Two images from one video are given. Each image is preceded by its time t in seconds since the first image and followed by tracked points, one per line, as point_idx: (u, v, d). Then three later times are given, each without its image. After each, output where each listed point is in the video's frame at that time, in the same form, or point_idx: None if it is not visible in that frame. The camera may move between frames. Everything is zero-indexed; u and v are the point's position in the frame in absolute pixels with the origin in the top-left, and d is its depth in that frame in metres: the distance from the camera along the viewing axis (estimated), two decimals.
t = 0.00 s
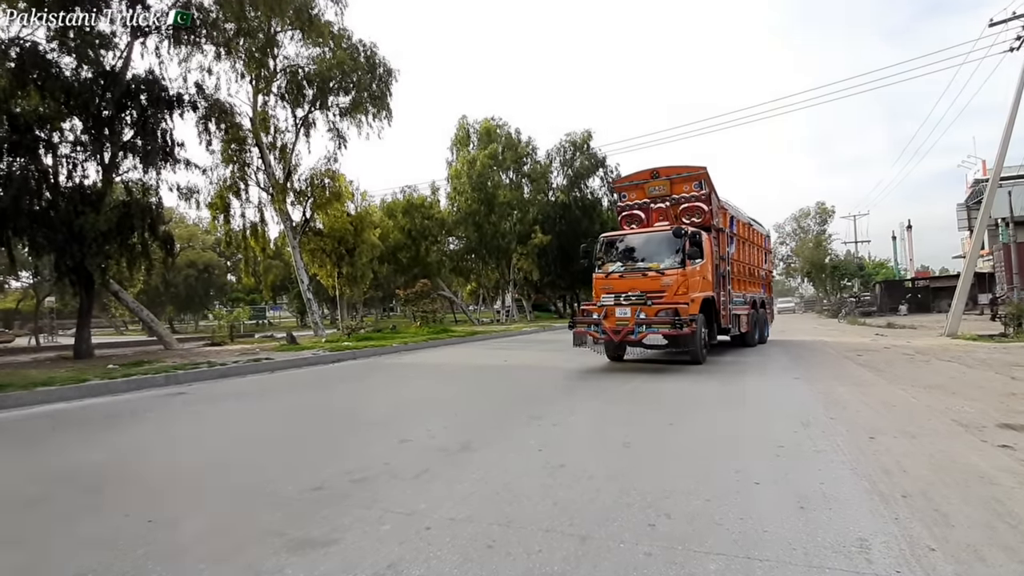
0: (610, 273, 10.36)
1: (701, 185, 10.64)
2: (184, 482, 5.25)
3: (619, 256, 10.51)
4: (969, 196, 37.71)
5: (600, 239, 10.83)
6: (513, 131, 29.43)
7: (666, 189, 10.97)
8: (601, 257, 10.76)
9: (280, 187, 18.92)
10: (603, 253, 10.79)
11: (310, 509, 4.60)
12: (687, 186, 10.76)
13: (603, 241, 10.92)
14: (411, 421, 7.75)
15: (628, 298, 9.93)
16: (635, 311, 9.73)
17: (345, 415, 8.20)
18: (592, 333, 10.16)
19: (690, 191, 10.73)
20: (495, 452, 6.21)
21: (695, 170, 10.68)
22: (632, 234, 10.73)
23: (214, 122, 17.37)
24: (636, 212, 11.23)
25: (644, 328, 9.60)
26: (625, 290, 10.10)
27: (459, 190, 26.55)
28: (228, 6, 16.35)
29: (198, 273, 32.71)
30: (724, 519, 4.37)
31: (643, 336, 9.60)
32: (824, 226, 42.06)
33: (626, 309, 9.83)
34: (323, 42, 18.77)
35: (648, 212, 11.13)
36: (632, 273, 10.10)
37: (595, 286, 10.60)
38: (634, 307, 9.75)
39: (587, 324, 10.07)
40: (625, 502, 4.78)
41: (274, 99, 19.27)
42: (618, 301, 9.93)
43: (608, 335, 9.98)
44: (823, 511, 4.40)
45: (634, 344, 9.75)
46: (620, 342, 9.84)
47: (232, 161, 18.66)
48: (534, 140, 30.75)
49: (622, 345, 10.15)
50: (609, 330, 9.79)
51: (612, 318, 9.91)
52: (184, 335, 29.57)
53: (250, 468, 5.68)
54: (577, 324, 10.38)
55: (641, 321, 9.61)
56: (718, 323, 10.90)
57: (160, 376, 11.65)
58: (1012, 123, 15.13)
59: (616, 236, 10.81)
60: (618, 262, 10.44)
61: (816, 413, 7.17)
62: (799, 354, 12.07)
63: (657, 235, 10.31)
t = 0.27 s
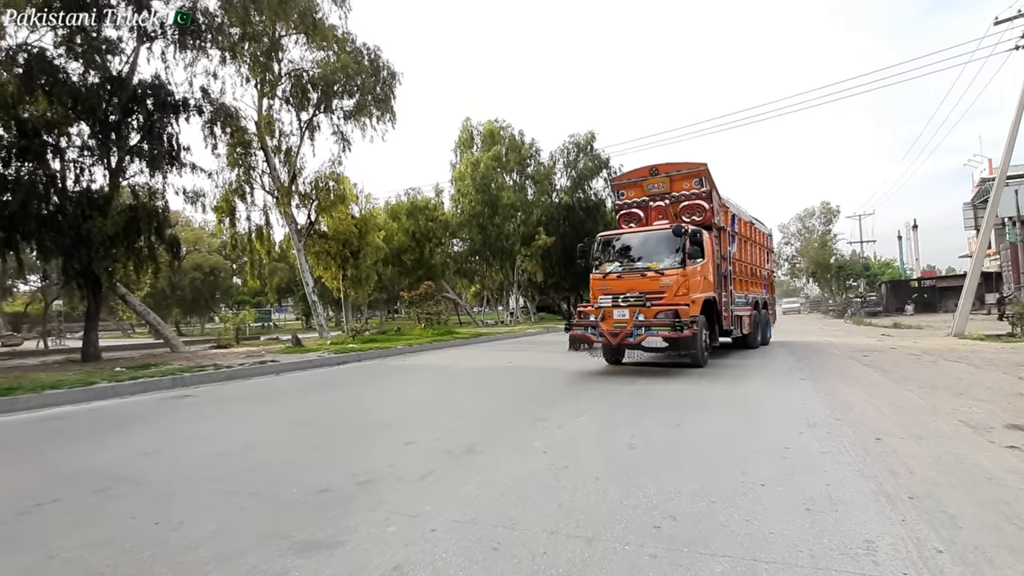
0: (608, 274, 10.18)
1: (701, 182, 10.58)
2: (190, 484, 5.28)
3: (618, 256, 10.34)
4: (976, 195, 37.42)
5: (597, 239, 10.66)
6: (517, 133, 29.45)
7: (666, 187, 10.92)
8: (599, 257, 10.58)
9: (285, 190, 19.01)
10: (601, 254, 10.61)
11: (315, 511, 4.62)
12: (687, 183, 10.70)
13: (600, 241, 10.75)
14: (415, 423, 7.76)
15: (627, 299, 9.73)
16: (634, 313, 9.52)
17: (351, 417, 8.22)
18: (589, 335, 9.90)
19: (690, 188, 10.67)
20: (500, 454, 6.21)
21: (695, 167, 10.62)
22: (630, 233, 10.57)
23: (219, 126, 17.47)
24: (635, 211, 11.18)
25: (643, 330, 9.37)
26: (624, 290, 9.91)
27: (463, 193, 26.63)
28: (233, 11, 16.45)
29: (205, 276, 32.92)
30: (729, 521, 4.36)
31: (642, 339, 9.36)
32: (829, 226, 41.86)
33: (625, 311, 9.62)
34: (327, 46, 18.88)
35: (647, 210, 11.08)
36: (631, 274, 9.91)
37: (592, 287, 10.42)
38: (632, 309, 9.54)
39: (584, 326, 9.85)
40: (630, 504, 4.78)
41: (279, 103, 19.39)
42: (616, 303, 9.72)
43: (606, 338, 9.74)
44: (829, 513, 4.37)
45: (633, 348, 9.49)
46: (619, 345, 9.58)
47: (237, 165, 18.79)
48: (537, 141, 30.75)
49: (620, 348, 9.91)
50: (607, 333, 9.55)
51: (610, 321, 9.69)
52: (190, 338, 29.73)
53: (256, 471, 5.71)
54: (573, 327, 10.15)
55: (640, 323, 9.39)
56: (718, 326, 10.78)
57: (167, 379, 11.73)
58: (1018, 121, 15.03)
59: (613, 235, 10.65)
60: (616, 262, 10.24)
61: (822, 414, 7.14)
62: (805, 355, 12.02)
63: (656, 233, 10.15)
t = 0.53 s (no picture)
0: (606, 274, 9.93)
1: (702, 179, 10.47)
2: (198, 485, 5.33)
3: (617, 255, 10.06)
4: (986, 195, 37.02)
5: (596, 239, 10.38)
6: (522, 134, 29.48)
7: (666, 184, 10.80)
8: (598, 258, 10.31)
9: (292, 193, 19.14)
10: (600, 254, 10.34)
11: (322, 513, 4.64)
12: (688, 181, 10.60)
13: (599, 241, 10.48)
14: (421, 424, 7.78)
15: (626, 300, 9.54)
16: (633, 314, 9.37)
17: (357, 418, 8.25)
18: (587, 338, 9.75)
19: (691, 186, 10.58)
20: (505, 456, 6.22)
21: (695, 164, 10.52)
22: (629, 232, 10.33)
23: (227, 129, 17.62)
24: (634, 209, 11.03)
25: (642, 333, 9.18)
26: (622, 291, 9.68)
27: (468, 194, 26.72)
28: (241, 15, 16.58)
29: (213, 278, 33.18)
30: (736, 523, 4.34)
31: (642, 342, 9.17)
32: (836, 226, 41.58)
33: (623, 313, 9.45)
34: (333, 49, 19.01)
35: (647, 208, 10.94)
36: (630, 274, 9.66)
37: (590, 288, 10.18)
38: (631, 310, 9.37)
39: (582, 329, 9.67)
40: (636, 506, 4.77)
41: (286, 106, 19.54)
42: (615, 304, 9.54)
43: (604, 340, 9.56)
44: (836, 516, 4.35)
45: (632, 351, 9.30)
46: (617, 348, 9.40)
47: (245, 168, 18.96)
48: (542, 143, 30.74)
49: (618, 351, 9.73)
50: (605, 336, 9.37)
51: (609, 323, 9.52)
52: (198, 339, 29.96)
53: (263, 472, 5.75)
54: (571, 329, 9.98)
55: (639, 325, 9.21)
56: (721, 327, 10.58)
57: (176, 381, 11.83)
58: None
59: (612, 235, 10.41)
60: (614, 262, 9.98)
61: (829, 416, 7.09)
62: (812, 356, 11.95)
63: (655, 232, 9.90)
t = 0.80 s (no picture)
0: (606, 274, 9.79)
1: (705, 175, 10.25)
2: (210, 485, 5.40)
3: (615, 255, 9.98)
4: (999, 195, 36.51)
5: (595, 237, 10.33)
6: (529, 136, 29.49)
7: (668, 182, 10.58)
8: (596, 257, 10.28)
9: (301, 196, 19.32)
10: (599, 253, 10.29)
11: (332, 513, 4.69)
12: (690, 178, 10.38)
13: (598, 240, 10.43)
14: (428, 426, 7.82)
15: (627, 301, 9.33)
16: (633, 316, 9.19)
17: (365, 419, 8.31)
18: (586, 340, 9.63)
19: (694, 183, 10.35)
20: (513, 458, 6.23)
21: (698, 160, 10.28)
22: (630, 232, 10.22)
23: (238, 133, 17.82)
24: (635, 207, 10.81)
25: (643, 336, 9.00)
26: (623, 292, 9.50)
27: (476, 196, 26.82)
28: (251, 20, 16.76)
29: (224, 280, 33.54)
30: (744, 526, 4.32)
31: (642, 345, 8.99)
32: (846, 227, 41.20)
33: (623, 315, 9.28)
34: (342, 53, 19.16)
35: (648, 206, 10.70)
36: (630, 274, 9.50)
37: (590, 289, 10.04)
38: (632, 312, 9.19)
39: (581, 331, 9.55)
40: (643, 508, 4.76)
41: (295, 110, 19.73)
42: (614, 305, 9.37)
43: (604, 343, 9.41)
44: (845, 519, 4.32)
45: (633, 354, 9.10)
46: (617, 351, 9.24)
47: (255, 171, 19.17)
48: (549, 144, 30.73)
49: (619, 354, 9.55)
50: (604, 338, 9.22)
51: (608, 325, 9.39)
52: (210, 341, 30.31)
53: (273, 472, 5.81)
54: (570, 332, 9.85)
55: (639, 328, 9.03)
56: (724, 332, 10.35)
57: (187, 382, 11.98)
58: None
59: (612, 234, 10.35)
60: (614, 262, 9.87)
61: (839, 418, 7.04)
62: (821, 358, 11.86)
63: (656, 231, 9.79)
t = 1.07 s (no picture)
0: (606, 275, 9.65)
1: (710, 172, 10.06)
2: (223, 485, 5.48)
3: (616, 255, 9.86)
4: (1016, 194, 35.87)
5: (596, 236, 10.20)
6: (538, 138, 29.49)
7: (671, 178, 10.39)
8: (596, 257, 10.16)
9: (311, 199, 19.48)
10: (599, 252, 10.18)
11: (342, 514, 4.73)
12: (695, 174, 10.18)
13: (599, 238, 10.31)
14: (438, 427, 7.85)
15: (628, 303, 9.12)
16: (634, 319, 8.95)
17: (375, 421, 8.36)
18: (585, 345, 9.36)
19: (698, 179, 10.16)
20: (522, 459, 6.25)
21: (702, 156, 10.06)
22: (631, 231, 10.09)
23: (250, 137, 18.04)
24: (637, 206, 10.67)
25: (645, 339, 8.76)
26: (623, 293, 9.34)
27: (484, 199, 26.90)
28: (262, 26, 16.97)
29: (236, 282, 33.94)
30: (754, 528, 4.30)
31: (644, 348, 8.75)
32: (858, 227, 40.75)
33: (624, 317, 9.05)
34: (352, 57, 19.33)
35: (651, 204, 10.55)
36: (632, 274, 9.36)
37: (589, 291, 9.85)
38: (633, 315, 8.97)
39: (579, 334, 9.29)
40: (652, 510, 4.75)
41: (306, 114, 19.91)
42: (615, 308, 9.13)
43: (603, 347, 9.16)
44: (857, 522, 4.27)
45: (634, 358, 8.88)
46: (617, 356, 8.98)
47: (267, 174, 19.40)
48: (557, 146, 30.70)
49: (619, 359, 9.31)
50: (605, 342, 8.96)
51: (608, 328, 9.15)
52: (222, 342, 30.65)
53: (285, 473, 5.87)
54: (568, 335, 9.58)
55: (641, 331, 8.80)
56: (728, 337, 10.14)
57: (200, 383, 12.14)
58: None
59: (611, 233, 10.23)
60: (615, 262, 9.74)
61: (850, 420, 6.97)
62: (832, 360, 11.75)
63: (659, 230, 9.66)
